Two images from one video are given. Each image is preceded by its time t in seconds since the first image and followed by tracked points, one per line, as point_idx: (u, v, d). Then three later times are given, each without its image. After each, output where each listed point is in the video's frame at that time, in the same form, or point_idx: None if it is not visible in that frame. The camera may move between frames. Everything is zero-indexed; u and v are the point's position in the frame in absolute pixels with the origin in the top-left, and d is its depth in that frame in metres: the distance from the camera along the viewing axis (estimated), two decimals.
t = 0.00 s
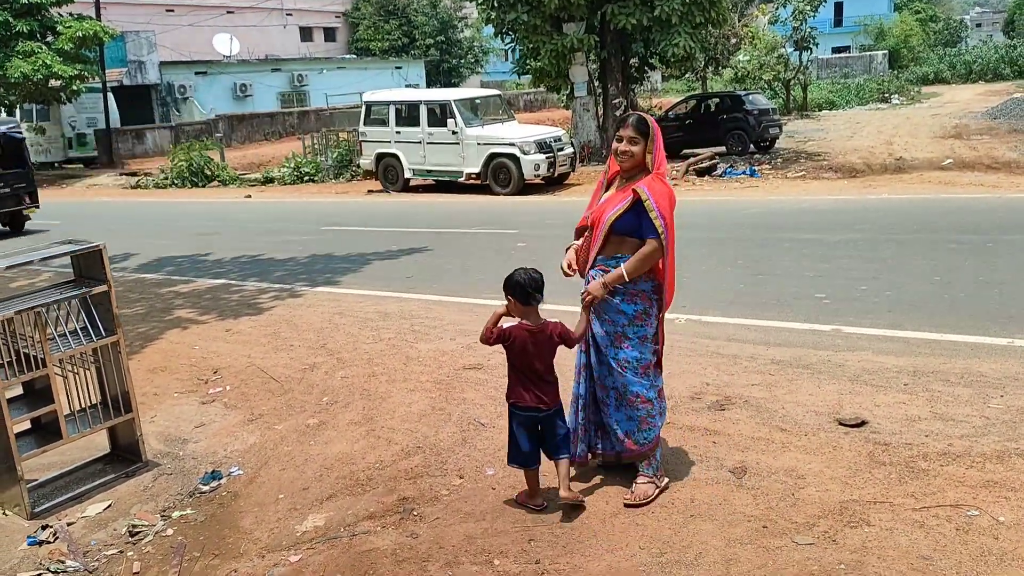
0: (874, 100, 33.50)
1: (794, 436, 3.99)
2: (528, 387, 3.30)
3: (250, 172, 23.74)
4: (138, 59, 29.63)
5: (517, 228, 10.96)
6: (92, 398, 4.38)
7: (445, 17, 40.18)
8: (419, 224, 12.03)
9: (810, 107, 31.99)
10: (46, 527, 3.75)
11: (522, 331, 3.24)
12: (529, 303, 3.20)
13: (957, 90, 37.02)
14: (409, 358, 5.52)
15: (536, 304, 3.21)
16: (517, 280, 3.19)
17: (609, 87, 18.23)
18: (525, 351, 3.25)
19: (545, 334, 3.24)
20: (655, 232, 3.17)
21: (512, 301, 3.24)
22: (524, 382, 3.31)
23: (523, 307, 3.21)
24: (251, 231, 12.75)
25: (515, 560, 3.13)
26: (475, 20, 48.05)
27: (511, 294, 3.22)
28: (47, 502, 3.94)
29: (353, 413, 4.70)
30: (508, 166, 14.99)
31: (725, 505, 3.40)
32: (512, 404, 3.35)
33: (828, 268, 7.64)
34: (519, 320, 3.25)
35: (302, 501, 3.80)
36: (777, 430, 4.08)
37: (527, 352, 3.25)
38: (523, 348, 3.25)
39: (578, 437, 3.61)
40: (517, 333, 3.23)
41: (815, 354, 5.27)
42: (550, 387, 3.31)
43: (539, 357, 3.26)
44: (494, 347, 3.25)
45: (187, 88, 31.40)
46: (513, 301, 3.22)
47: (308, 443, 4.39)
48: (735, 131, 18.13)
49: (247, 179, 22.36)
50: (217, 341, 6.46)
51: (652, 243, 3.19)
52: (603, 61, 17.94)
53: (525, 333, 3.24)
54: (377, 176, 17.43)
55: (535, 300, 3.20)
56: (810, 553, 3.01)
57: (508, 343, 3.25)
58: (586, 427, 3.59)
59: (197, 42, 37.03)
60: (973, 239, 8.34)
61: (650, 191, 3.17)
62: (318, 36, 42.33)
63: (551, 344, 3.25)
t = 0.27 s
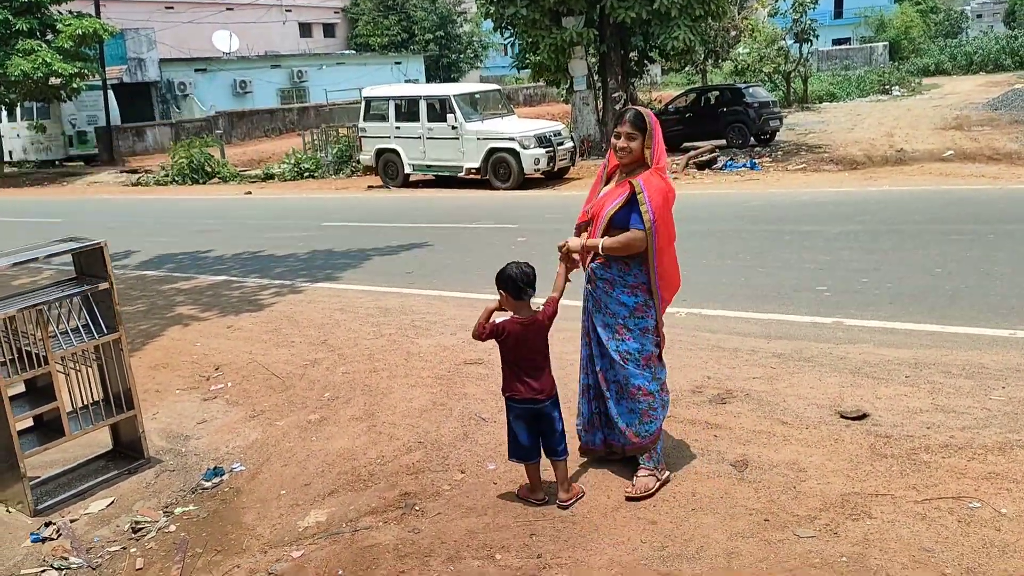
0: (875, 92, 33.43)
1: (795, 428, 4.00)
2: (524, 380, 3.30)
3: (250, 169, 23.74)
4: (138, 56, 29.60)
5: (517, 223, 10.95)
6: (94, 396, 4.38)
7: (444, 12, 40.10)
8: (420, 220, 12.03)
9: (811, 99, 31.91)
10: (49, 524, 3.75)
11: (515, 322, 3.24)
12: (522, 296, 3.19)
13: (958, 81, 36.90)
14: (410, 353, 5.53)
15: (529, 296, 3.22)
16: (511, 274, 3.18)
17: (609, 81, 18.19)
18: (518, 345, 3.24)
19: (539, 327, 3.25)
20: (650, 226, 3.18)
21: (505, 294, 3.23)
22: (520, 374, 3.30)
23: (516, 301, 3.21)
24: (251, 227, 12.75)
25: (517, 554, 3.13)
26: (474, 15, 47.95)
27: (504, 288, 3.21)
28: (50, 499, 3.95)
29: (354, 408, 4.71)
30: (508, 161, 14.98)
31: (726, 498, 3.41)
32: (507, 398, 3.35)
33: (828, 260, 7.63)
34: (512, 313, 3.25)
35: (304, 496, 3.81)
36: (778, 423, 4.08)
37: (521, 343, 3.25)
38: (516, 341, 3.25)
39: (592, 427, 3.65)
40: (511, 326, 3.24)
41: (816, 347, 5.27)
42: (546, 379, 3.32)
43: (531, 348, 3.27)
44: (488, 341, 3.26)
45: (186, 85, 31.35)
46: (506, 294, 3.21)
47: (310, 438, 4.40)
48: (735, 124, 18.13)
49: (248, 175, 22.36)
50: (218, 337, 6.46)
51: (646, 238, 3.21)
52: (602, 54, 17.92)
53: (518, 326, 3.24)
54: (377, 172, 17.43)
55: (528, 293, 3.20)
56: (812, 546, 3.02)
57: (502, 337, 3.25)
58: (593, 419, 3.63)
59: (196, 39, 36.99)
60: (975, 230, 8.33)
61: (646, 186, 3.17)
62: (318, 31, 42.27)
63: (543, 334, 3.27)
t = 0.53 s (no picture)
0: (877, 88, 33.38)
1: (797, 426, 3.99)
2: (525, 378, 3.30)
3: (252, 168, 23.76)
4: (139, 57, 29.61)
5: (519, 222, 10.95)
6: (97, 396, 4.39)
7: (445, 11, 40.10)
8: (421, 219, 12.03)
9: (813, 96, 31.87)
10: (53, 524, 3.75)
11: (516, 321, 3.23)
12: (523, 295, 3.20)
13: (960, 77, 36.82)
14: (412, 353, 5.52)
15: (531, 294, 3.23)
16: (513, 273, 3.17)
17: (610, 79, 18.16)
18: (519, 343, 3.25)
19: (539, 325, 3.26)
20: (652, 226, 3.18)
21: (505, 293, 3.23)
22: (520, 372, 3.30)
23: (517, 299, 3.21)
24: (253, 227, 12.75)
25: (520, 553, 3.13)
26: (475, 14, 47.94)
27: (505, 287, 3.21)
28: (54, 499, 3.95)
29: (356, 407, 4.71)
30: (510, 159, 14.97)
31: (728, 495, 3.40)
32: (508, 396, 3.36)
33: (831, 258, 7.62)
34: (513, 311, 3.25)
35: (307, 496, 3.81)
36: (781, 420, 4.08)
37: (523, 342, 3.25)
38: (518, 340, 3.24)
39: (594, 425, 3.66)
40: (512, 325, 3.24)
41: (818, 344, 5.26)
42: (545, 377, 3.32)
43: (532, 348, 3.27)
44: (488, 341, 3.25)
45: (188, 85, 31.36)
46: (507, 292, 3.21)
47: (312, 438, 4.40)
48: (737, 121, 18.10)
49: (250, 175, 22.38)
50: (221, 337, 6.47)
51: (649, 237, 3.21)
52: (604, 52, 17.91)
53: (519, 325, 3.24)
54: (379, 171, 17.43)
55: (530, 291, 3.21)
56: (814, 543, 3.01)
57: (504, 336, 3.24)
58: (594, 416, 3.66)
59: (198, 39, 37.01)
60: (977, 227, 8.31)
61: (646, 186, 3.16)
62: (319, 31, 42.29)
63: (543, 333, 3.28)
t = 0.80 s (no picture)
0: (875, 86, 33.41)
1: (797, 424, 3.99)
2: (524, 375, 3.32)
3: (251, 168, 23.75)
4: (138, 57, 29.56)
5: (518, 221, 10.95)
6: (96, 396, 4.39)
7: (443, 10, 40.09)
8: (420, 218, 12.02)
9: (811, 95, 31.89)
10: (52, 524, 3.75)
11: (519, 319, 3.25)
12: (523, 293, 3.22)
13: (959, 75, 36.84)
14: (411, 352, 5.52)
15: (530, 292, 3.24)
16: (512, 271, 3.19)
17: (609, 77, 18.16)
18: (518, 340, 3.26)
19: (538, 323, 3.27)
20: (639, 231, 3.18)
21: (504, 291, 3.24)
22: (520, 371, 3.32)
23: (516, 297, 3.23)
24: (251, 226, 12.75)
25: (520, 551, 3.13)
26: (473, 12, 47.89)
27: (504, 285, 3.22)
28: (53, 499, 3.95)
29: (355, 407, 4.71)
30: (508, 158, 14.96)
31: (728, 494, 3.40)
32: (508, 395, 3.36)
33: (830, 256, 7.62)
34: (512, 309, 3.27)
35: (306, 495, 3.81)
36: (780, 418, 4.08)
37: (523, 341, 3.27)
38: (517, 336, 3.26)
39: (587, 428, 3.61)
40: (511, 322, 3.25)
41: (817, 342, 5.26)
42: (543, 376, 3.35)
43: (532, 345, 3.30)
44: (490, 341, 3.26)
45: (186, 85, 31.32)
46: (506, 291, 3.22)
47: (311, 438, 4.39)
48: (735, 120, 18.11)
49: (248, 175, 22.37)
50: (220, 337, 6.47)
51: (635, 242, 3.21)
52: (602, 51, 17.91)
53: (517, 322, 3.25)
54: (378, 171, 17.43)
55: (529, 288, 3.22)
56: (814, 541, 3.01)
57: (503, 334, 3.25)
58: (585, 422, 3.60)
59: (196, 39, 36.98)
60: (975, 225, 8.31)
61: (631, 191, 3.16)
62: (317, 30, 42.27)
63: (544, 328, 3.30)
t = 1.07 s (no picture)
0: (872, 84, 33.46)
1: (794, 421, 4.00)
2: (524, 369, 3.36)
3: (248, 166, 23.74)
4: (134, 55, 29.50)
5: (515, 219, 10.96)
6: (93, 394, 4.40)
7: (440, 8, 40.06)
8: (417, 216, 12.02)
9: (808, 92, 31.92)
10: (50, 523, 3.75)
11: (515, 316, 3.29)
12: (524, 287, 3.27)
13: (955, 72, 36.91)
14: (409, 350, 5.53)
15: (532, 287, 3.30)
16: (513, 265, 3.26)
17: (606, 75, 18.18)
18: (522, 331, 3.31)
19: (538, 317, 3.31)
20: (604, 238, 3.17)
21: (507, 285, 3.30)
22: (519, 366, 3.36)
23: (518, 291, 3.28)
24: (248, 225, 12.74)
25: (517, 549, 3.14)
26: (470, 10, 47.82)
27: (507, 279, 3.28)
28: (50, 498, 3.96)
29: (353, 405, 4.72)
30: (505, 156, 14.96)
31: (724, 491, 3.42)
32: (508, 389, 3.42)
33: (826, 253, 7.63)
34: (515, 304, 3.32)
35: (304, 493, 3.81)
36: (777, 416, 4.09)
37: (521, 336, 3.32)
38: (519, 330, 3.31)
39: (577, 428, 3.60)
40: (513, 316, 3.30)
41: (814, 340, 5.27)
42: (541, 371, 3.38)
43: (530, 340, 3.34)
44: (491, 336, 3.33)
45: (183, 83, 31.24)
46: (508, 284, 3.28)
47: (309, 436, 4.40)
48: (732, 118, 18.13)
49: (245, 173, 22.35)
50: (218, 335, 6.47)
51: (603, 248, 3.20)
52: (599, 49, 17.90)
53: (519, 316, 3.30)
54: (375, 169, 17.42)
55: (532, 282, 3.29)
56: (811, 538, 3.02)
57: (505, 328, 3.30)
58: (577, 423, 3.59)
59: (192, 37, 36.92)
60: (971, 222, 8.33)
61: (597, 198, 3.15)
62: (314, 28, 42.23)
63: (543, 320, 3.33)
